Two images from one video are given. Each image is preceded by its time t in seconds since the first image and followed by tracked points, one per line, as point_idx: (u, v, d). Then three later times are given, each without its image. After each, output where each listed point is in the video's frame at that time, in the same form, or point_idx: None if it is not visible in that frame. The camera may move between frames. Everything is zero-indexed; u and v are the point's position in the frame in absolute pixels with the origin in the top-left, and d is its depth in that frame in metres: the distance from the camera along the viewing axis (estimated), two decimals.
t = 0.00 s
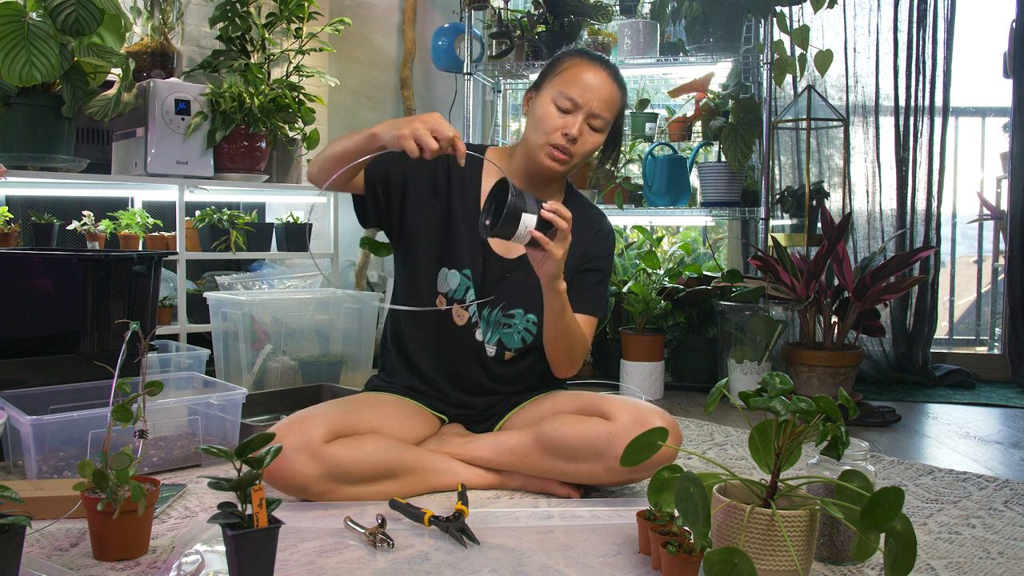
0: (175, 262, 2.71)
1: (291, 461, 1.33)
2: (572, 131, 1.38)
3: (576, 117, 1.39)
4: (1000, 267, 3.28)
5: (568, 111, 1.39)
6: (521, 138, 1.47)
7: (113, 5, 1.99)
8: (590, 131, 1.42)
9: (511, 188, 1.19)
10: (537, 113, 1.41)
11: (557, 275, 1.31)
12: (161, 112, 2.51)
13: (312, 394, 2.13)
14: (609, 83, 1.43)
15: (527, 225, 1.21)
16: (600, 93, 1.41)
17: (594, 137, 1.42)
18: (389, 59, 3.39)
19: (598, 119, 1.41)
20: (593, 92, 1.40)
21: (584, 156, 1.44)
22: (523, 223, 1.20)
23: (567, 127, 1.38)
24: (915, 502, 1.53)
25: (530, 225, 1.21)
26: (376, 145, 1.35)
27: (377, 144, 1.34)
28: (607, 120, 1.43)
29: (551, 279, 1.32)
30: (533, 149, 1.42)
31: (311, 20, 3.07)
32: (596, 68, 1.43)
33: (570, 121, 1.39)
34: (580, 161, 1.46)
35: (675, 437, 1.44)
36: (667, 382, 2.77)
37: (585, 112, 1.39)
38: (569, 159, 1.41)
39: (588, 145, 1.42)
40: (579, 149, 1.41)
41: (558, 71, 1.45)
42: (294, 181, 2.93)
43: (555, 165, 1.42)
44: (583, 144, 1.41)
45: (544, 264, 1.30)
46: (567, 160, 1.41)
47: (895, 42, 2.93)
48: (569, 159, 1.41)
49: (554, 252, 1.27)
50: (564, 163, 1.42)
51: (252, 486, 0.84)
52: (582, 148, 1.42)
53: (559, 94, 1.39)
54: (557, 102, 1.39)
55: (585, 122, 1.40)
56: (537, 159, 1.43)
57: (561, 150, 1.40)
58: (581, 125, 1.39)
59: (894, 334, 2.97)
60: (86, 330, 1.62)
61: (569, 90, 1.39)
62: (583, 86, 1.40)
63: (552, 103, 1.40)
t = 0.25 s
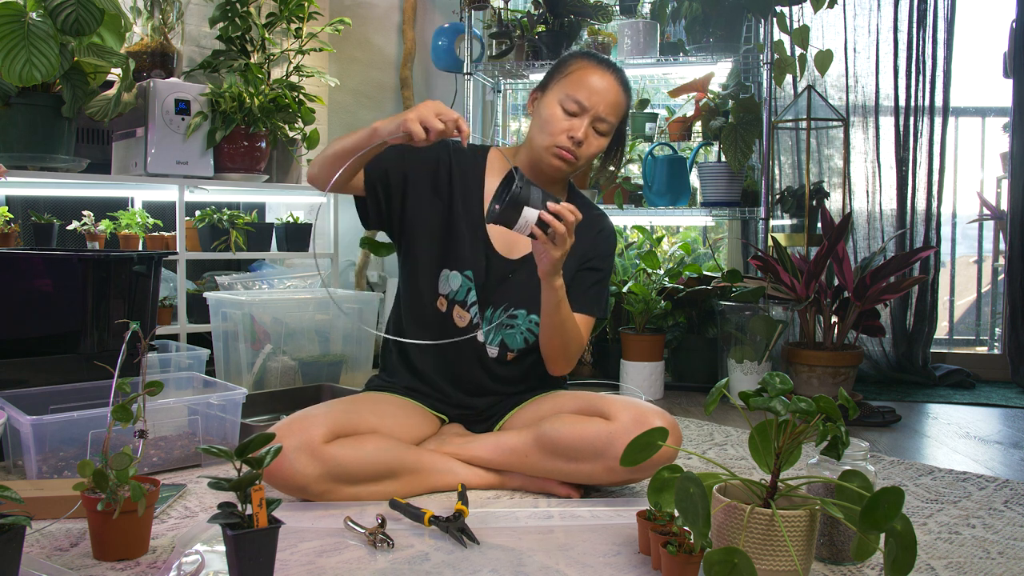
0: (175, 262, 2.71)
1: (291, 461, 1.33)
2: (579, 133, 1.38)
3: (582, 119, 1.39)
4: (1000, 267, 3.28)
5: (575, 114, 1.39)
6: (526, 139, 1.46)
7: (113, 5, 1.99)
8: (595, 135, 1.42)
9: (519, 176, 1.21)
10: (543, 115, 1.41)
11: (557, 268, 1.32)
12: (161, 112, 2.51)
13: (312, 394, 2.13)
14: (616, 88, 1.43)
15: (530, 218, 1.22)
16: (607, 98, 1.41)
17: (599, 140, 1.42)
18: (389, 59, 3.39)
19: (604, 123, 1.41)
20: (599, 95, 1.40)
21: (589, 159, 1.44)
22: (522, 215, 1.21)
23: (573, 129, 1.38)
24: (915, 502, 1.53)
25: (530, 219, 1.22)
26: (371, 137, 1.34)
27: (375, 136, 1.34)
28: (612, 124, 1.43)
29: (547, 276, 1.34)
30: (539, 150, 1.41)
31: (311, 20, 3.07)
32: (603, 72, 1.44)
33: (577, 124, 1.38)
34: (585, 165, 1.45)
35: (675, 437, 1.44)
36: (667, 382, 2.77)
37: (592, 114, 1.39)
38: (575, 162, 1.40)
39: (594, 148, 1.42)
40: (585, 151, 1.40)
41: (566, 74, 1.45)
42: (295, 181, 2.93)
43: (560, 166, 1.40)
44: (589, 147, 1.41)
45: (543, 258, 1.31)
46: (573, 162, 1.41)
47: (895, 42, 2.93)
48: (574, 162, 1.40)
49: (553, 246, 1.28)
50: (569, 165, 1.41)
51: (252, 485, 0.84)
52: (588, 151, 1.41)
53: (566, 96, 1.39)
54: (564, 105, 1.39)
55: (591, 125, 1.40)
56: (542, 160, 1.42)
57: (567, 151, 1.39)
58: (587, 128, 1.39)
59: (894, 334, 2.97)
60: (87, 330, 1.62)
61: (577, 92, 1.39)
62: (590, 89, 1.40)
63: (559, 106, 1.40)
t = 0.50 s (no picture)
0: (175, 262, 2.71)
1: (291, 461, 1.33)
2: (581, 136, 1.38)
3: (585, 122, 1.39)
4: (1000, 267, 3.28)
5: (577, 116, 1.39)
6: (528, 139, 1.46)
7: (113, 5, 1.99)
8: (597, 137, 1.42)
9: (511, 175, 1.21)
10: (546, 116, 1.41)
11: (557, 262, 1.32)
12: (161, 112, 2.51)
13: (312, 394, 2.13)
14: (620, 91, 1.43)
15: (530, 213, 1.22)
16: (611, 101, 1.41)
17: (601, 143, 1.43)
18: (389, 59, 3.39)
19: (606, 125, 1.41)
20: (603, 98, 1.40)
21: (590, 161, 1.45)
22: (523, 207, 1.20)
23: (575, 132, 1.38)
24: (915, 502, 1.53)
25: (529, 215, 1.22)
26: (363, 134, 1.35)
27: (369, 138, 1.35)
28: (615, 127, 1.43)
29: (548, 271, 1.34)
30: (540, 151, 1.42)
31: (311, 20, 3.07)
32: (608, 75, 1.43)
33: (579, 127, 1.39)
34: (585, 167, 1.46)
35: (675, 437, 1.44)
36: (667, 382, 2.77)
37: (595, 118, 1.39)
38: (575, 164, 1.41)
39: (595, 151, 1.43)
40: (586, 154, 1.41)
41: (571, 75, 1.44)
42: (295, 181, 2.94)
43: (560, 168, 1.41)
44: (590, 150, 1.42)
45: (544, 254, 1.31)
46: (574, 164, 1.41)
47: (895, 42, 2.93)
48: (575, 164, 1.41)
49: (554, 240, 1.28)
50: (569, 167, 1.42)
51: (252, 485, 0.84)
52: (589, 154, 1.42)
53: (570, 98, 1.39)
54: (568, 107, 1.39)
55: (593, 128, 1.40)
56: (543, 161, 1.43)
57: (568, 154, 1.40)
58: (590, 131, 1.39)
59: (894, 334, 2.97)
60: (87, 330, 1.62)
61: (580, 95, 1.39)
62: (594, 92, 1.40)
63: (562, 107, 1.40)
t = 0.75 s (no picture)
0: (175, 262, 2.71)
1: (291, 461, 1.33)
2: (581, 137, 1.38)
3: (586, 123, 1.39)
4: (1000, 267, 3.28)
5: (578, 117, 1.39)
6: (528, 138, 1.47)
7: (113, 5, 1.99)
8: (598, 138, 1.42)
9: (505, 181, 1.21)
10: (547, 117, 1.41)
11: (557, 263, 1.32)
12: (161, 112, 2.51)
13: (312, 394, 2.13)
14: (621, 91, 1.43)
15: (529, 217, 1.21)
16: (612, 101, 1.41)
17: (601, 144, 1.43)
18: (389, 59, 3.39)
19: (607, 126, 1.41)
20: (604, 99, 1.40)
21: (591, 161, 1.45)
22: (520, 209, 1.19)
23: (576, 133, 1.39)
24: (915, 502, 1.53)
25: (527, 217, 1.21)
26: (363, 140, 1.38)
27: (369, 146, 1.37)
28: (616, 128, 1.43)
29: (548, 272, 1.33)
30: (540, 151, 1.42)
31: (311, 20, 3.07)
32: (609, 75, 1.43)
33: (580, 128, 1.39)
34: (586, 167, 1.47)
35: (675, 437, 1.44)
36: (667, 382, 2.77)
37: (596, 118, 1.39)
38: (575, 165, 1.42)
39: (595, 151, 1.43)
40: (586, 155, 1.41)
41: (573, 75, 1.44)
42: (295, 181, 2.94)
43: (560, 169, 1.42)
44: (591, 151, 1.42)
45: (544, 255, 1.31)
46: (573, 165, 1.42)
47: (895, 42, 2.93)
48: (575, 164, 1.41)
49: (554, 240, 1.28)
50: (569, 168, 1.42)
51: (252, 485, 0.84)
52: (589, 155, 1.42)
53: (570, 99, 1.39)
54: (568, 107, 1.39)
55: (594, 129, 1.40)
56: (543, 161, 1.43)
57: (569, 156, 1.40)
58: (590, 132, 1.40)
59: (894, 334, 2.97)
60: (87, 330, 1.62)
61: (581, 95, 1.39)
62: (595, 93, 1.40)
63: (563, 108, 1.40)
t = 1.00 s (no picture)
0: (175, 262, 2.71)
1: (291, 461, 1.33)
2: (580, 134, 1.38)
3: (584, 120, 1.39)
4: (1000, 267, 3.28)
5: (577, 114, 1.39)
6: (528, 138, 1.47)
7: (112, 5, 1.99)
8: (597, 135, 1.41)
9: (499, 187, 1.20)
10: (547, 115, 1.41)
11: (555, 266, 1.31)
12: (161, 112, 2.51)
13: (312, 394, 2.13)
14: (620, 88, 1.43)
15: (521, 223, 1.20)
16: (611, 98, 1.41)
17: (601, 141, 1.42)
18: (389, 59, 3.39)
19: (606, 123, 1.41)
20: (603, 95, 1.40)
21: (591, 159, 1.44)
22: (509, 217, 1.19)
23: (575, 130, 1.38)
24: (915, 502, 1.53)
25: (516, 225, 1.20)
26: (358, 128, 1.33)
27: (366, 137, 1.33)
28: (616, 125, 1.42)
29: (547, 275, 1.32)
30: (540, 149, 1.42)
31: (311, 20, 3.07)
32: (608, 72, 1.43)
33: (579, 124, 1.38)
34: (587, 166, 1.46)
35: (676, 437, 1.44)
36: (667, 382, 2.77)
37: (594, 115, 1.39)
38: (575, 162, 1.41)
39: (595, 149, 1.42)
40: (586, 152, 1.41)
41: (572, 73, 1.45)
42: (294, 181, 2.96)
43: (560, 167, 1.41)
44: (591, 148, 1.41)
45: (542, 259, 1.29)
46: (573, 163, 1.41)
47: (895, 42, 2.93)
48: (575, 162, 1.41)
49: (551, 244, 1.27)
50: (569, 166, 1.42)
51: (252, 485, 0.84)
52: (589, 152, 1.42)
53: (569, 96, 1.39)
54: (567, 104, 1.39)
55: (593, 126, 1.40)
56: (543, 160, 1.43)
57: (569, 153, 1.40)
58: (589, 129, 1.39)
59: (894, 334, 2.97)
60: (86, 330, 1.62)
61: (579, 92, 1.39)
62: (593, 89, 1.40)
63: (562, 106, 1.40)
